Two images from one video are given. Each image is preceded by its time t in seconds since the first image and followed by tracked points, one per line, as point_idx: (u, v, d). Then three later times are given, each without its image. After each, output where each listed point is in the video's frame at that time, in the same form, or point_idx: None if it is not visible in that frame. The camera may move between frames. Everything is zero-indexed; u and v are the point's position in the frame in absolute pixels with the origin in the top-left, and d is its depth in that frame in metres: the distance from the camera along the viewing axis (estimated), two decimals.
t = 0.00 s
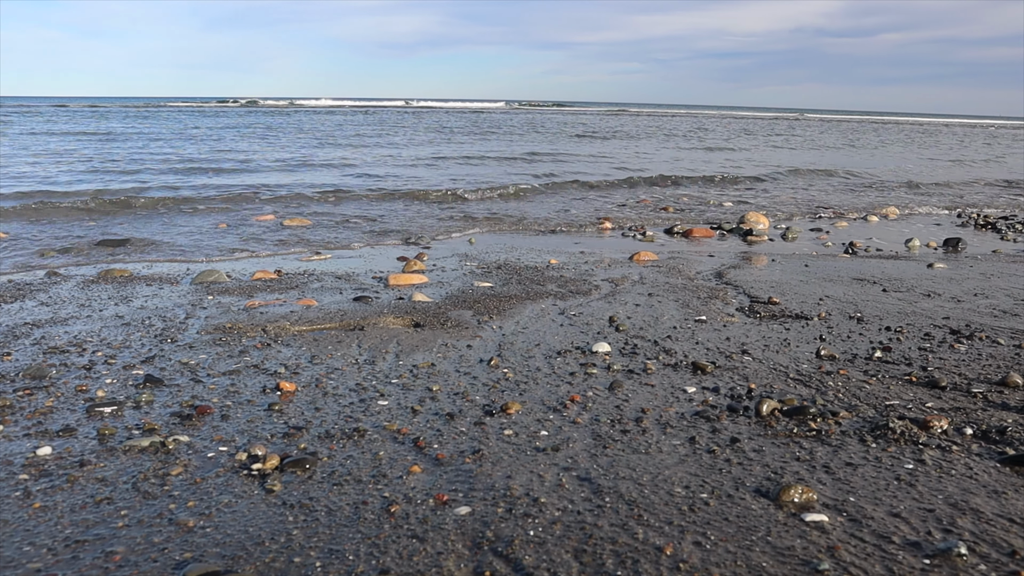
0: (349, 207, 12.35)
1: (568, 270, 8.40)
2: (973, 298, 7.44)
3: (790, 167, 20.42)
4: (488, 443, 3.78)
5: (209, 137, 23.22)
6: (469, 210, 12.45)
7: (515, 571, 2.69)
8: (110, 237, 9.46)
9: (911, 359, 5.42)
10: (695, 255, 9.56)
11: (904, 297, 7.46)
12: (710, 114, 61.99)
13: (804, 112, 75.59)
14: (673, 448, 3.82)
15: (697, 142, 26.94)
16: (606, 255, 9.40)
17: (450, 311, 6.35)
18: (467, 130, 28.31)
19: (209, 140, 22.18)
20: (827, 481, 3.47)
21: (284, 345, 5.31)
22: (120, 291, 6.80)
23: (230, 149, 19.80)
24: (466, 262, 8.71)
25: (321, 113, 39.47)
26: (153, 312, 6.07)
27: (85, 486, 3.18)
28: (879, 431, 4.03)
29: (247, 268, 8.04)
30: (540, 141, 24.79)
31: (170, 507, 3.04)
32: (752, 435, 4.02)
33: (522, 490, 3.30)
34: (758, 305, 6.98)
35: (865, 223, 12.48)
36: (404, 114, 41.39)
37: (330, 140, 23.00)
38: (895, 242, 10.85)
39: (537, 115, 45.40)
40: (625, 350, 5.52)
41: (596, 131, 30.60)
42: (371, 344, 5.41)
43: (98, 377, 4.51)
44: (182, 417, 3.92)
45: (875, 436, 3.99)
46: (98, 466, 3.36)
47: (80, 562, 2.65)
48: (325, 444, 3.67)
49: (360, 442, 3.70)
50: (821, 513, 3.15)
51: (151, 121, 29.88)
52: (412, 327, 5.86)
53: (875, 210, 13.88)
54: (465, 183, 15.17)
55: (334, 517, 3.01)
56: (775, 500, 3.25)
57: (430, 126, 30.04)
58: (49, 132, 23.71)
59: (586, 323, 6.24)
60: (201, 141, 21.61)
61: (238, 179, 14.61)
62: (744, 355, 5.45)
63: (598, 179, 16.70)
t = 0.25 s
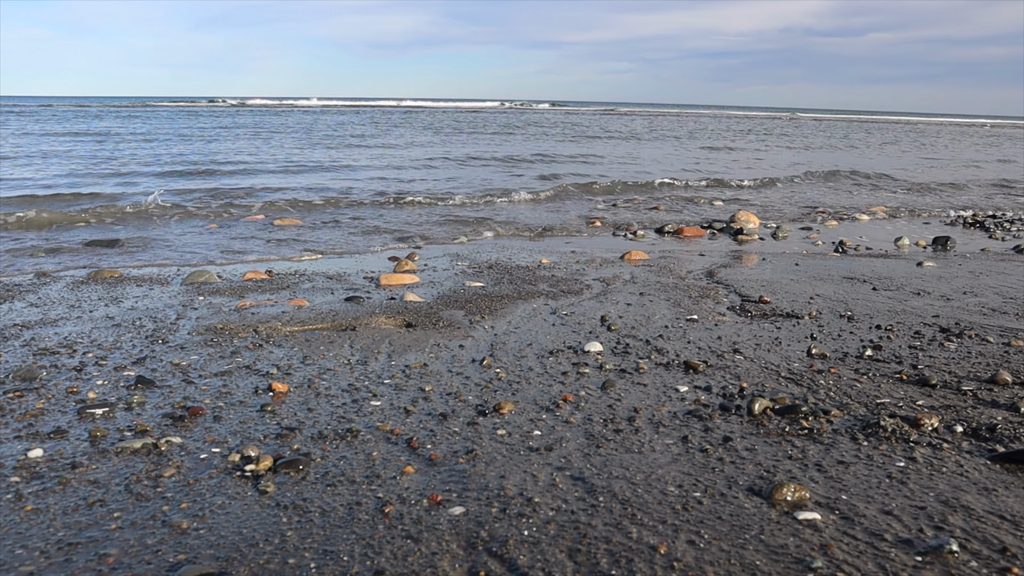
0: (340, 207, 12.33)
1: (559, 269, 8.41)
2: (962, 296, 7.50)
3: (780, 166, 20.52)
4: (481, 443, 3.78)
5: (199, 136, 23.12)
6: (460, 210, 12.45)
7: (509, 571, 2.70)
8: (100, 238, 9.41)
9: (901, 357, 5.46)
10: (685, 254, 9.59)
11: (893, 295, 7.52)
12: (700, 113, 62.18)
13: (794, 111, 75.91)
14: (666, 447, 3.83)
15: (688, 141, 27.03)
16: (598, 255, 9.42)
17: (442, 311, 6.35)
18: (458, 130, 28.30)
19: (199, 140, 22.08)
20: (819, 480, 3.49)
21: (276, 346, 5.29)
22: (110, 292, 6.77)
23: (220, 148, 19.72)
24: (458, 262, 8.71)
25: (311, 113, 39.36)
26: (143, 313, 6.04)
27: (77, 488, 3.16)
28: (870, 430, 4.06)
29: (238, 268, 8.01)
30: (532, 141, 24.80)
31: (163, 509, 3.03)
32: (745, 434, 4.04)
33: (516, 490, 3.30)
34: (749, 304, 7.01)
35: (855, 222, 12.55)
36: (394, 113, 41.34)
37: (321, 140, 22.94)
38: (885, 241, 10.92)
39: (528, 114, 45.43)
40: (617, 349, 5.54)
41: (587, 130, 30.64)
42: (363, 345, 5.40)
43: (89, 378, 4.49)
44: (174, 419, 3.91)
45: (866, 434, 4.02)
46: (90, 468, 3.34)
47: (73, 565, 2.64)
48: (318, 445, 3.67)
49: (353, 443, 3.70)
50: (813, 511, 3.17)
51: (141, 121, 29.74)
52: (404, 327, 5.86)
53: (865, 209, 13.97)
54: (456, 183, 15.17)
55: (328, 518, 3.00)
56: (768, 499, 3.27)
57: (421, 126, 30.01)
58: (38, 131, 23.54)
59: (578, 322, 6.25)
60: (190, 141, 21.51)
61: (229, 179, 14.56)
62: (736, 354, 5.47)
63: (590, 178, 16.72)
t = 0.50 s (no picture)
0: (334, 206, 12.31)
1: (553, 269, 8.42)
2: (954, 295, 7.55)
3: (773, 164, 20.57)
4: (475, 443, 3.79)
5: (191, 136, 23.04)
6: (453, 209, 12.45)
7: (503, 571, 2.71)
8: (92, 238, 9.38)
9: (893, 356, 5.49)
10: (678, 253, 9.61)
11: (885, 294, 7.55)
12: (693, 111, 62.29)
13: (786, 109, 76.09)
14: (659, 446, 3.84)
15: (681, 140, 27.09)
16: (591, 254, 9.44)
17: (435, 311, 6.35)
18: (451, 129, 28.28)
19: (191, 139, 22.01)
20: (812, 478, 3.51)
21: (268, 346, 5.28)
22: (102, 293, 6.74)
23: (212, 148, 19.66)
24: (451, 261, 8.71)
25: (304, 112, 39.28)
26: (136, 313, 6.03)
27: (69, 491, 3.15)
28: (862, 428, 4.08)
29: (230, 268, 8.00)
30: (525, 140, 24.80)
31: (156, 510, 3.03)
32: (737, 433, 4.05)
33: (509, 490, 3.31)
34: (742, 303, 7.04)
35: (847, 220, 12.60)
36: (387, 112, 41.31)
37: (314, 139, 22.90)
38: (877, 239, 10.97)
39: (521, 113, 45.44)
40: (610, 348, 5.55)
41: (580, 129, 30.66)
42: (356, 345, 5.40)
43: (81, 380, 4.47)
44: (167, 420, 3.90)
45: (858, 433, 4.04)
46: (82, 470, 3.34)
47: (65, 568, 2.63)
48: (311, 446, 3.67)
49: (346, 444, 3.70)
50: (805, 510, 3.19)
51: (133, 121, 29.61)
52: (397, 327, 5.86)
53: (857, 207, 14.02)
54: (450, 182, 15.16)
55: (321, 519, 3.00)
56: (761, 498, 3.29)
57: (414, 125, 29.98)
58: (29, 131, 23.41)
59: (572, 322, 6.26)
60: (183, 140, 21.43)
61: (222, 179, 14.52)
62: (728, 353, 5.49)
63: (583, 177, 16.74)
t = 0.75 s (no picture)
0: (328, 205, 12.29)
1: (548, 268, 8.43)
2: (947, 293, 7.58)
3: (768, 163, 20.61)
4: (469, 443, 3.79)
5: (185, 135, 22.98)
6: (448, 208, 12.45)
7: (497, 571, 2.71)
8: (85, 238, 9.35)
9: (887, 354, 5.51)
10: (673, 252, 9.62)
11: (880, 292, 7.57)
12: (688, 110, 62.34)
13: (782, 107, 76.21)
14: (653, 446, 3.85)
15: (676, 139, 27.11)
16: (586, 253, 9.44)
17: (430, 310, 6.35)
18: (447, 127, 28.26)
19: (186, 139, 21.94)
20: (805, 477, 3.52)
21: (263, 346, 5.28)
22: (96, 293, 6.72)
23: (207, 148, 19.61)
24: (446, 260, 8.70)
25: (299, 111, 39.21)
26: (130, 313, 6.01)
27: (62, 492, 3.15)
28: (856, 427, 4.10)
29: (225, 268, 7.98)
30: (521, 139, 24.77)
31: (150, 512, 3.02)
32: (731, 432, 4.07)
33: (503, 490, 3.31)
34: (736, 301, 7.05)
35: (842, 219, 12.62)
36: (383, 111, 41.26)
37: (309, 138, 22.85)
38: (871, 237, 10.99)
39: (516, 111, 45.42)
40: (604, 347, 5.56)
41: (576, 128, 30.66)
42: (350, 345, 5.40)
43: (74, 380, 4.46)
44: (160, 421, 3.90)
45: (852, 432, 4.05)
46: (75, 471, 3.33)
47: (57, 570, 2.63)
48: (306, 446, 3.66)
49: (340, 444, 3.70)
50: (799, 509, 3.20)
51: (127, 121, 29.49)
52: (391, 326, 5.86)
53: (851, 205, 14.05)
54: (445, 181, 15.14)
55: (315, 519, 3.00)
56: (754, 497, 3.30)
57: (410, 124, 29.95)
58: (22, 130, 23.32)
59: (566, 321, 6.27)
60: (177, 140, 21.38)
61: (216, 178, 14.49)
62: (723, 352, 5.50)
63: (578, 176, 16.74)
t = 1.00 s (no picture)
0: (323, 205, 12.28)
1: (543, 267, 8.44)
2: (941, 291, 7.61)
3: (762, 162, 20.65)
4: (466, 443, 3.79)
5: (179, 135, 22.91)
6: (443, 207, 12.44)
7: (494, 571, 2.72)
8: (79, 238, 9.31)
9: (882, 353, 5.54)
10: (668, 251, 9.64)
11: (874, 291, 7.60)
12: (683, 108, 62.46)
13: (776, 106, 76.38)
14: (649, 445, 3.86)
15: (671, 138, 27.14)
16: (581, 252, 9.45)
17: (425, 310, 6.35)
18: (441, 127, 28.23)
19: (179, 138, 21.87)
20: (801, 475, 3.54)
21: (258, 346, 5.27)
22: (90, 293, 6.70)
23: (201, 147, 19.55)
24: (442, 260, 8.70)
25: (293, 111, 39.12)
26: (124, 314, 6.00)
27: (58, 493, 3.14)
28: (851, 425, 4.12)
29: (219, 268, 7.96)
30: (516, 138, 24.75)
31: (146, 512, 3.02)
32: (727, 431, 4.08)
33: (500, 489, 3.32)
34: (731, 300, 7.07)
35: (837, 218, 12.65)
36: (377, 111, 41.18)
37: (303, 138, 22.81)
38: (866, 236, 11.02)
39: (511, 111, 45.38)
40: (600, 347, 5.57)
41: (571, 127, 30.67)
42: (346, 344, 5.40)
43: (69, 381, 4.45)
44: (156, 421, 3.89)
45: (847, 430, 4.07)
46: (71, 472, 3.32)
47: (54, 571, 2.62)
48: (302, 446, 3.66)
49: (337, 444, 3.70)
50: (795, 507, 3.22)
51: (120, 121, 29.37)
52: (387, 326, 5.86)
53: (846, 204, 14.10)
54: (440, 181, 15.13)
55: (312, 520, 3.00)
56: (750, 495, 3.31)
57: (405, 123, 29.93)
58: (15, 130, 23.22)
59: (562, 320, 6.28)
60: (171, 140, 21.30)
61: (210, 178, 14.45)
62: (718, 351, 5.52)
63: (574, 175, 16.75)
